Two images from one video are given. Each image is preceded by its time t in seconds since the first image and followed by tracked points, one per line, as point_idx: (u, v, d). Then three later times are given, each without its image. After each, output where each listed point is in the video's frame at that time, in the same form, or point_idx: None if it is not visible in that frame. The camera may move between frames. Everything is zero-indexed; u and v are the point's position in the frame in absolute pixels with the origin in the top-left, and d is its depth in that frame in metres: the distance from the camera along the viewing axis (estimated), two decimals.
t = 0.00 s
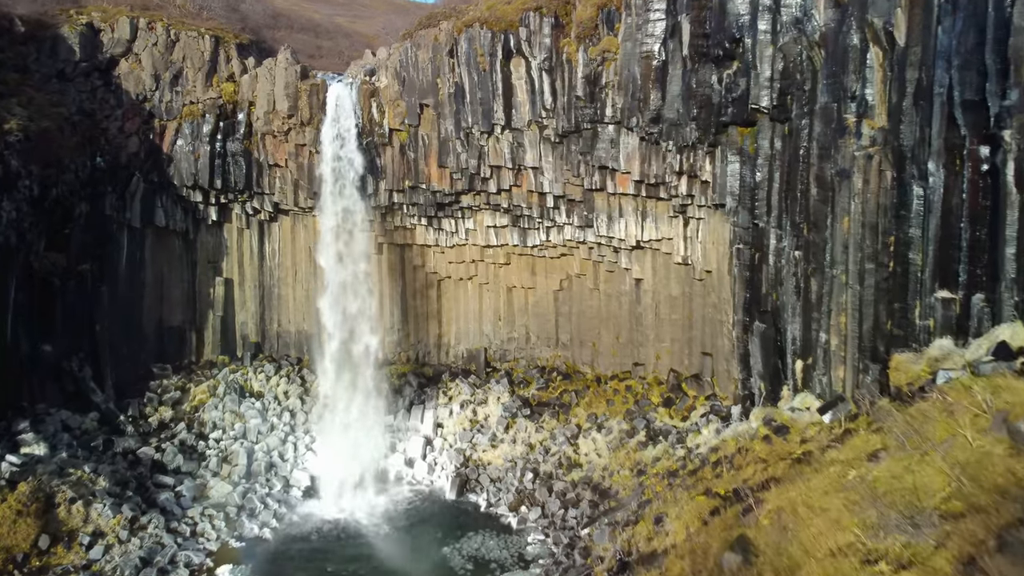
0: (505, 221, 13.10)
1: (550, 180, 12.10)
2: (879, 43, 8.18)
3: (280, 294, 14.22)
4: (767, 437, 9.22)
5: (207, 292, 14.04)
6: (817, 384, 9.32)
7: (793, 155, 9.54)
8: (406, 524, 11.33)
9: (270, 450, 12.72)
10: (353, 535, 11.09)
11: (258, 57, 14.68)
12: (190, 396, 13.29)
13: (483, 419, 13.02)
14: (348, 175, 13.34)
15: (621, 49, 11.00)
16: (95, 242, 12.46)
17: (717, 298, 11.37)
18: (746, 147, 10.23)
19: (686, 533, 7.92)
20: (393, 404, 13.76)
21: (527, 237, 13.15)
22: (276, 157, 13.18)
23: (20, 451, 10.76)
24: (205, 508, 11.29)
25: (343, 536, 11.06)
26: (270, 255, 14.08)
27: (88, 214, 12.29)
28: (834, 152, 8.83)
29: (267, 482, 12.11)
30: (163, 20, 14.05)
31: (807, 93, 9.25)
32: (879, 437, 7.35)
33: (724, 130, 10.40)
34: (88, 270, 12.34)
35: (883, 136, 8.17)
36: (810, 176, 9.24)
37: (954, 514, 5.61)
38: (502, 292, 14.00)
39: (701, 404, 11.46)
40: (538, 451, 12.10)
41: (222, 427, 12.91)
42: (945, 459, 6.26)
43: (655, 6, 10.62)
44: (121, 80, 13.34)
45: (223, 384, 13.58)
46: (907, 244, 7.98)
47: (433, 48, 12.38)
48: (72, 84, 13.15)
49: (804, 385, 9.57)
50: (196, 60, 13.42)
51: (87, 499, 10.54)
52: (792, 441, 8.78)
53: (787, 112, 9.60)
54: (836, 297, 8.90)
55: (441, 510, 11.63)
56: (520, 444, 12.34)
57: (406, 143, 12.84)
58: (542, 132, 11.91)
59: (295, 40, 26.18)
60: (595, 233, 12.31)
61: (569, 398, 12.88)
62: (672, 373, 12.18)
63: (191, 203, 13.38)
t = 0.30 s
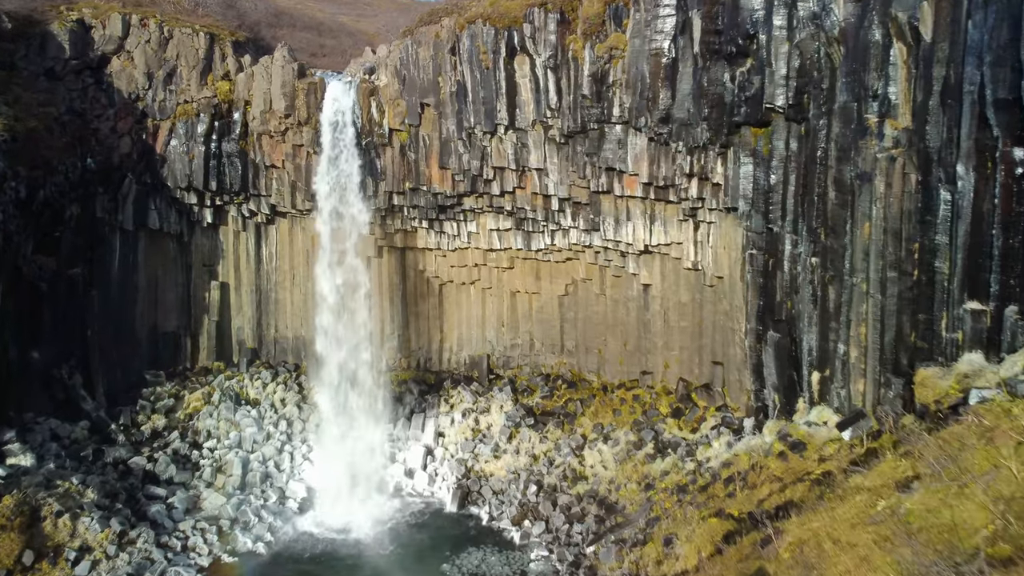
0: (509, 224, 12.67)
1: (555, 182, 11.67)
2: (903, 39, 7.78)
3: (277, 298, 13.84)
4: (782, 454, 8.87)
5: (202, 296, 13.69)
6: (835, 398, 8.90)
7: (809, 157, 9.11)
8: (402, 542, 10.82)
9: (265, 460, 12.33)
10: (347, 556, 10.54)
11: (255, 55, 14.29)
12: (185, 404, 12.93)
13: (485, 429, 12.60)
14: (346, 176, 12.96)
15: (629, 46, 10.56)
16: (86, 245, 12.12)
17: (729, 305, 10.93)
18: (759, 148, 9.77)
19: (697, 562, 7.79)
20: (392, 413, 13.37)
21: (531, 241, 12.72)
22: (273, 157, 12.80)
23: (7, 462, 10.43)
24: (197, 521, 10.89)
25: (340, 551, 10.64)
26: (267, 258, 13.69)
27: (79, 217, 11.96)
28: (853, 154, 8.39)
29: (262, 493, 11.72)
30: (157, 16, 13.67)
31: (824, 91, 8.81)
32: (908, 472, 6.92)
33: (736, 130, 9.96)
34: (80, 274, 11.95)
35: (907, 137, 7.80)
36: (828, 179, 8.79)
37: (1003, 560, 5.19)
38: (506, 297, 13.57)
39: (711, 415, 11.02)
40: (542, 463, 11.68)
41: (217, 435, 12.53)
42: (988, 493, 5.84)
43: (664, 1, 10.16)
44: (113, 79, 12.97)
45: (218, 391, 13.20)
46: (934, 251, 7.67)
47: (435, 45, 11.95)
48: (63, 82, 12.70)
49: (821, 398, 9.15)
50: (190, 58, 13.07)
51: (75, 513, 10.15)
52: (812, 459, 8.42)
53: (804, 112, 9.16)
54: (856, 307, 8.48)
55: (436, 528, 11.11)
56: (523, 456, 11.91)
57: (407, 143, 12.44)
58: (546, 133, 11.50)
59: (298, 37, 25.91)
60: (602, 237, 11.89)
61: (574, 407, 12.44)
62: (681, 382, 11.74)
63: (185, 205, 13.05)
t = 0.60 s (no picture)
0: (513, 226, 12.21)
1: (561, 183, 11.21)
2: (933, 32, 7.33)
3: (274, 303, 13.42)
4: (801, 472, 8.40)
5: (196, 300, 13.25)
6: (857, 413, 8.43)
7: (830, 158, 8.63)
8: (400, 569, 10.13)
9: (260, 471, 11.90)
10: None
11: (251, 52, 13.88)
12: (178, 411, 12.53)
13: (488, 439, 12.13)
14: (343, 177, 12.54)
15: (639, 41, 10.08)
16: (76, 249, 11.82)
17: (742, 313, 10.43)
18: (776, 149, 9.26)
19: None
20: (392, 421, 12.90)
21: (536, 244, 12.24)
22: (270, 157, 12.42)
23: None
24: (188, 535, 10.44)
25: (337, 569, 10.17)
26: (264, 261, 13.27)
27: (68, 219, 11.68)
28: (878, 155, 7.89)
29: (256, 505, 11.28)
30: (149, 11, 13.27)
31: (846, 88, 8.31)
32: (944, 501, 6.43)
33: (752, 129, 9.47)
34: (68, 279, 11.65)
35: (938, 135, 7.36)
36: (850, 181, 8.30)
37: None
38: (510, 302, 13.09)
39: (724, 428, 10.52)
40: (547, 475, 11.20)
41: (211, 445, 12.12)
42: None
43: None
44: (104, 76, 12.51)
45: (213, 399, 12.78)
46: (967, 260, 7.30)
47: (436, 40, 11.51)
48: (50, 79, 12.26)
49: (842, 413, 8.67)
50: (184, 54, 12.68)
51: (60, 527, 9.73)
52: (830, 479, 8.02)
53: (824, 110, 8.65)
54: (880, 317, 8.00)
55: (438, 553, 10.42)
56: (528, 468, 11.44)
57: (408, 143, 11.99)
58: (552, 132, 11.04)
59: (301, 36, 25.62)
60: (609, 240, 11.41)
61: (580, 417, 11.95)
62: (692, 393, 11.25)
63: (178, 206, 12.64)
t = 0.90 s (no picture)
0: (517, 230, 11.80)
1: (567, 186, 10.80)
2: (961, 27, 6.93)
3: (272, 308, 13.09)
4: (819, 493, 8.09)
5: (192, 306, 12.98)
6: (878, 430, 7.99)
7: (850, 160, 8.16)
8: None
9: (256, 482, 11.50)
10: None
11: (248, 50, 13.55)
12: (173, 420, 12.22)
13: (491, 449, 11.71)
14: (341, 178, 12.16)
15: (649, 38, 9.68)
16: (68, 252, 11.62)
17: (755, 321, 9.99)
18: (793, 150, 8.81)
19: None
20: (393, 430, 12.48)
21: (541, 248, 11.85)
22: (268, 159, 12.10)
23: None
24: (180, 549, 10.02)
25: None
26: (262, 265, 12.95)
27: (60, 222, 11.49)
28: (901, 158, 7.45)
29: (251, 518, 10.83)
30: (143, 8, 12.95)
31: (866, 87, 7.86)
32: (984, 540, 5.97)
33: (766, 130, 9.03)
34: (59, 283, 11.42)
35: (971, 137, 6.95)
36: (870, 185, 7.87)
37: None
38: (514, 308, 12.68)
39: (737, 441, 10.09)
40: (551, 488, 10.78)
41: (206, 455, 11.77)
42: None
43: None
44: (96, 74, 12.29)
45: (209, 407, 12.46)
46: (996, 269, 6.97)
47: (438, 38, 11.13)
48: (40, 77, 11.96)
49: (861, 429, 8.26)
50: (178, 52, 12.43)
51: (47, 541, 9.32)
52: (852, 500, 7.69)
53: (844, 110, 8.16)
54: (904, 330, 7.55)
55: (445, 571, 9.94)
56: (532, 480, 11.02)
57: (409, 144, 11.60)
58: (557, 133, 10.64)
59: (304, 35, 25.45)
60: (617, 245, 11.00)
61: (586, 427, 11.53)
62: (702, 404, 10.83)
63: (173, 209, 12.32)
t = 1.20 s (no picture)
0: (523, 235, 11.34)
1: (575, 189, 10.34)
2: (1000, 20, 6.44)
3: (270, 314, 12.71)
4: (844, 520, 7.58)
5: (188, 312, 12.70)
6: (906, 452, 7.52)
7: (875, 164, 7.67)
8: None
9: (252, 495, 11.06)
10: None
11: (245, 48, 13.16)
12: (166, 431, 11.85)
13: (495, 463, 11.24)
14: (341, 180, 11.78)
15: (661, 35, 9.19)
16: (58, 256, 11.39)
17: (773, 332, 9.49)
18: (814, 153, 8.30)
19: None
20: (395, 443, 12.03)
21: (548, 254, 11.37)
22: (264, 161, 11.70)
23: None
24: (171, 566, 9.59)
25: None
26: (259, 270, 12.59)
27: (49, 227, 11.27)
28: (933, 162, 6.95)
29: (245, 534, 10.39)
30: (136, 5, 12.59)
31: (894, 86, 7.37)
32: None
33: (785, 132, 8.55)
34: (48, 288, 11.15)
35: (1010, 140, 6.44)
36: (898, 190, 7.38)
37: None
38: (519, 315, 12.23)
39: (753, 458, 9.59)
40: (558, 504, 10.30)
41: (200, 467, 11.37)
42: None
43: None
44: (87, 74, 11.90)
45: (204, 418, 12.07)
46: None
47: (441, 35, 10.70)
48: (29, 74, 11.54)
49: (887, 450, 7.80)
50: (172, 49, 12.06)
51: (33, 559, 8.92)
52: (879, 531, 7.17)
53: (868, 111, 7.66)
54: (936, 346, 7.05)
55: None
56: (537, 496, 10.55)
57: (410, 145, 11.17)
58: (564, 134, 10.19)
59: (309, 33, 25.04)
60: (627, 251, 10.53)
61: (594, 441, 11.06)
62: (716, 418, 10.33)
63: (168, 212, 12.09)
